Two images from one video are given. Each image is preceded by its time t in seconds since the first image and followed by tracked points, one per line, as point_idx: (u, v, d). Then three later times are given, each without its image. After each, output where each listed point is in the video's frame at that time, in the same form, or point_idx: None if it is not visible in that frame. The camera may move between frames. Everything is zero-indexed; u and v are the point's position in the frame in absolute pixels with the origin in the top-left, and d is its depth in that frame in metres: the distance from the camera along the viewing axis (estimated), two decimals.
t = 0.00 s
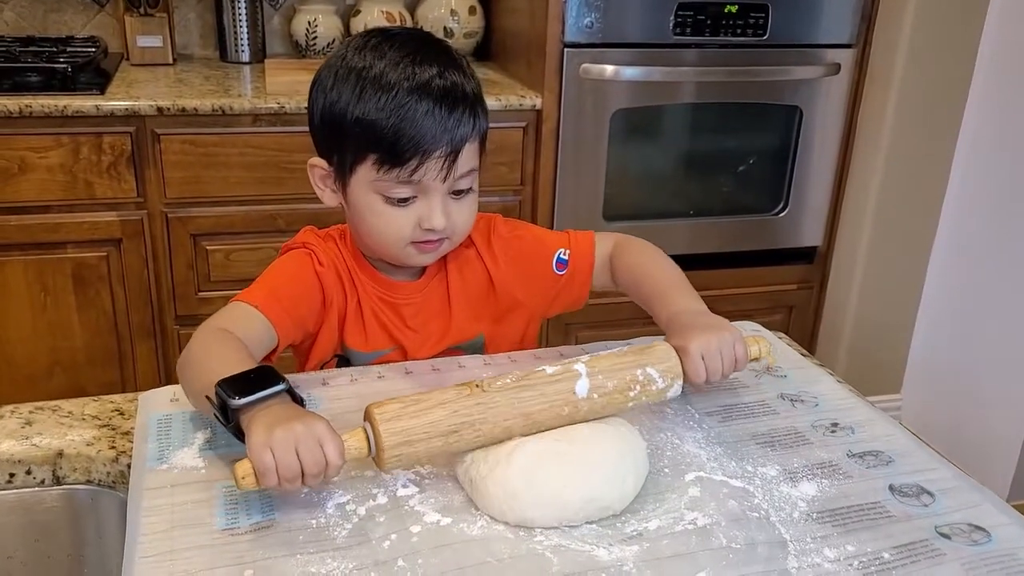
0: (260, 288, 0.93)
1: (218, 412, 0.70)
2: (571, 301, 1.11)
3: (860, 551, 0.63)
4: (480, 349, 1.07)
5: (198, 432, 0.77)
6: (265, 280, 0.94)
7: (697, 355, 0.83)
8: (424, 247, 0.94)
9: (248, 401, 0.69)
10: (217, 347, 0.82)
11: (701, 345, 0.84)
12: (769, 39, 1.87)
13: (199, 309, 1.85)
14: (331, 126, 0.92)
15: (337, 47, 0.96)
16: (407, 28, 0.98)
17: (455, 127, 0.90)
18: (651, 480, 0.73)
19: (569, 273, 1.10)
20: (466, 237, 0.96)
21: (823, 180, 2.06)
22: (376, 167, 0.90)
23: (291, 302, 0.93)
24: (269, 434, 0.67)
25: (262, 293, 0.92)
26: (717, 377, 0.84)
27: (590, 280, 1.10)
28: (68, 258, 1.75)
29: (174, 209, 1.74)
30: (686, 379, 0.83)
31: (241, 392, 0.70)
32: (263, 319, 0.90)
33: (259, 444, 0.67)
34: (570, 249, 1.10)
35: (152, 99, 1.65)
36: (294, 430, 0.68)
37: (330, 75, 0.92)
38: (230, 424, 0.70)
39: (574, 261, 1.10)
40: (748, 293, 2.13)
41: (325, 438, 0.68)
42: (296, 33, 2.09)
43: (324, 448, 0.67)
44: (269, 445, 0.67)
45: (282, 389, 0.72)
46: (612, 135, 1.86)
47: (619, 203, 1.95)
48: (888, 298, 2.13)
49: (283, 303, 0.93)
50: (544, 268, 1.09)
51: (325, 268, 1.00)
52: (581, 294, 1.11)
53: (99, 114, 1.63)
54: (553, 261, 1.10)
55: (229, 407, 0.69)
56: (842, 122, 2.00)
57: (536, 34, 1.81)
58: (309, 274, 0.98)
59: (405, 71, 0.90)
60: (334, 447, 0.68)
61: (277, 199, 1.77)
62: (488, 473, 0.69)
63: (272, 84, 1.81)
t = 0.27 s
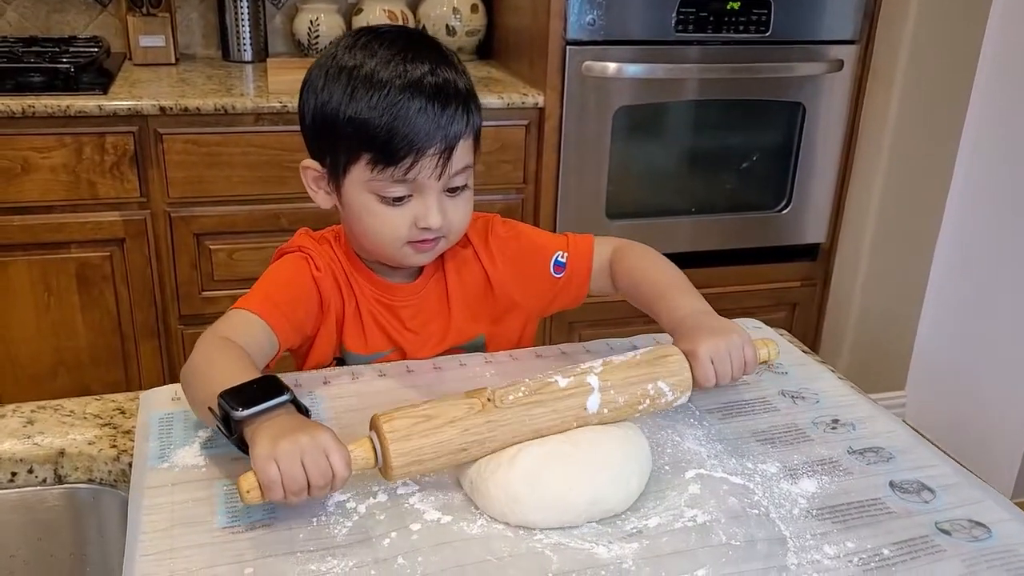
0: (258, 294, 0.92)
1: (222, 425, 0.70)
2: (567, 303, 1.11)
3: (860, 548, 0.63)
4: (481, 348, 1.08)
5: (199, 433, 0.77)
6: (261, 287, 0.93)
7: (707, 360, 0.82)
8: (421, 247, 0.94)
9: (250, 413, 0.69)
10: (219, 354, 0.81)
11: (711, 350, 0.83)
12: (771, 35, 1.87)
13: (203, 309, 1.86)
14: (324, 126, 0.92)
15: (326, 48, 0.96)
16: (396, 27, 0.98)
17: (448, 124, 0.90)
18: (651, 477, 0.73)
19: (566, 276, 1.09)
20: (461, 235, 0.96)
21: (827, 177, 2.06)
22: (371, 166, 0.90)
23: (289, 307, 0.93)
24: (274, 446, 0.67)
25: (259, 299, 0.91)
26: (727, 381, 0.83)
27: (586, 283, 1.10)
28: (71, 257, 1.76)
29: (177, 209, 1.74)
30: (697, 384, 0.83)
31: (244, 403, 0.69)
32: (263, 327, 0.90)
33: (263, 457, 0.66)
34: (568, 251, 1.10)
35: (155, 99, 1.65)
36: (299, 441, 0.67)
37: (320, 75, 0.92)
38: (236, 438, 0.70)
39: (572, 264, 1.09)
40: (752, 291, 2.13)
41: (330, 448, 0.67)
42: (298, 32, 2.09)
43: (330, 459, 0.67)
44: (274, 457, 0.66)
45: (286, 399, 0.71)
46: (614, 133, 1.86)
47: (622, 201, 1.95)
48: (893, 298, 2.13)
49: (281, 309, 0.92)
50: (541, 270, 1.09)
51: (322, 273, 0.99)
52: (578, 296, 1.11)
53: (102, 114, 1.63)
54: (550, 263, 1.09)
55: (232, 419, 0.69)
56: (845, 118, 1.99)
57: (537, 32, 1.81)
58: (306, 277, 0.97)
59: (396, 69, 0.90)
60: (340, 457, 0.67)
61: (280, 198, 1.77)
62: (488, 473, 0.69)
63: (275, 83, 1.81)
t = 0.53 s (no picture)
0: (256, 302, 0.93)
1: (223, 428, 0.71)
2: (560, 308, 1.12)
3: (858, 547, 0.64)
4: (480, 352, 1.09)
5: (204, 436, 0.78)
6: (259, 294, 0.94)
7: (700, 357, 0.84)
8: (417, 247, 0.94)
9: (250, 416, 0.70)
10: (222, 365, 0.82)
11: (704, 347, 0.84)
12: (770, 36, 1.88)
13: (207, 313, 1.87)
14: (317, 131, 0.93)
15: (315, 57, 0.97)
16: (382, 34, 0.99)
17: (438, 122, 0.91)
18: (651, 478, 0.73)
19: (558, 283, 1.10)
20: (457, 235, 0.97)
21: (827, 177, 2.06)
22: (364, 168, 0.91)
23: (288, 314, 0.93)
24: (275, 446, 0.68)
25: (256, 306, 0.92)
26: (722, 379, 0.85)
27: (578, 290, 1.11)
28: (76, 263, 1.77)
29: (181, 214, 1.75)
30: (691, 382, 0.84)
31: (243, 406, 0.70)
32: (262, 334, 0.90)
33: (264, 457, 0.67)
34: (561, 259, 1.11)
35: (158, 104, 1.66)
36: (298, 441, 0.68)
37: (310, 82, 0.93)
38: (235, 440, 0.71)
39: (564, 272, 1.10)
40: (753, 291, 2.13)
41: (329, 447, 0.68)
42: (299, 37, 2.10)
43: (330, 458, 0.68)
44: (275, 457, 0.67)
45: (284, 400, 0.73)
46: (615, 135, 1.86)
47: (623, 202, 1.95)
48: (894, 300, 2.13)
49: (279, 315, 0.93)
50: (533, 276, 1.10)
51: (321, 279, 1.00)
52: (570, 303, 1.12)
53: (105, 120, 1.64)
54: (543, 270, 1.11)
55: (232, 422, 0.70)
56: (845, 119, 2.00)
57: (538, 34, 1.82)
58: (305, 283, 0.98)
59: (385, 71, 0.91)
60: (339, 456, 0.68)
61: (283, 202, 1.78)
62: (490, 475, 0.69)
63: (277, 87, 1.82)
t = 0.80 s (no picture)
0: (261, 304, 0.92)
1: (227, 423, 0.71)
2: (573, 308, 1.12)
3: (866, 544, 0.64)
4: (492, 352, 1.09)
5: (211, 437, 0.78)
6: (266, 296, 0.94)
7: (704, 354, 0.84)
8: (425, 252, 0.95)
9: (256, 411, 0.70)
10: (224, 366, 0.82)
11: (709, 345, 0.84)
12: (771, 35, 1.88)
13: (210, 315, 1.87)
14: (325, 138, 0.93)
15: (324, 61, 0.97)
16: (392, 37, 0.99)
17: (444, 130, 0.91)
18: (658, 477, 0.74)
19: (571, 282, 1.10)
20: (466, 240, 0.97)
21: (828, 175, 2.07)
22: (371, 175, 0.91)
23: (293, 316, 0.94)
24: (282, 441, 0.68)
25: (262, 308, 0.92)
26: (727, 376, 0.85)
27: (590, 292, 1.10)
28: (78, 265, 1.77)
29: (183, 216, 1.75)
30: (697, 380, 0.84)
31: (248, 401, 0.71)
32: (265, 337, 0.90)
33: (271, 452, 0.68)
34: (574, 260, 1.10)
35: (160, 107, 1.66)
36: (305, 436, 0.69)
37: (318, 88, 0.93)
38: (240, 435, 0.71)
39: (577, 272, 1.10)
40: (755, 290, 2.13)
41: (337, 443, 0.69)
42: (300, 38, 2.10)
43: (337, 453, 0.69)
44: (282, 453, 0.68)
45: (287, 394, 0.73)
46: (616, 134, 1.87)
47: (625, 202, 1.96)
48: (895, 300, 2.12)
49: (285, 318, 0.93)
50: (546, 278, 1.10)
51: (328, 281, 1.00)
52: (582, 304, 1.11)
53: (107, 123, 1.64)
54: (556, 270, 1.10)
55: (237, 418, 0.70)
56: (846, 117, 2.00)
57: (539, 35, 1.82)
58: (311, 285, 0.98)
59: (391, 78, 0.91)
60: (347, 452, 0.69)
61: (285, 204, 1.78)
62: (498, 474, 0.69)
63: (278, 89, 1.82)
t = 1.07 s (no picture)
0: (279, 296, 0.93)
1: (237, 418, 0.71)
2: (570, 315, 1.11)
3: (868, 542, 0.63)
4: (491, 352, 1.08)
5: (209, 436, 0.77)
6: (281, 288, 0.94)
7: (720, 365, 0.81)
8: (419, 244, 0.94)
9: (264, 404, 0.70)
10: (247, 359, 0.82)
11: (722, 356, 0.82)
12: (770, 33, 1.87)
13: (207, 315, 1.86)
14: (323, 129, 0.93)
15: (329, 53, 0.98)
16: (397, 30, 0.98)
17: (438, 122, 0.90)
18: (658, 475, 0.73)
19: (570, 288, 1.09)
20: (462, 234, 0.96)
21: (826, 173, 2.06)
22: (364, 165, 0.91)
23: (310, 308, 0.94)
24: (287, 434, 0.68)
25: (278, 300, 0.92)
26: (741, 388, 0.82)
27: (590, 300, 1.09)
28: (75, 265, 1.76)
29: (180, 215, 1.74)
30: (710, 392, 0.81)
31: (257, 393, 0.71)
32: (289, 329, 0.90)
33: (277, 445, 0.67)
34: (574, 265, 1.09)
35: (156, 106, 1.66)
36: (312, 431, 0.68)
37: (319, 79, 0.94)
38: (249, 429, 0.71)
39: (576, 279, 1.09)
40: (754, 288, 2.13)
41: (345, 439, 0.68)
42: (297, 38, 2.10)
43: (345, 449, 0.67)
44: (289, 447, 0.67)
45: (300, 390, 0.73)
46: (615, 133, 1.86)
47: (624, 201, 1.95)
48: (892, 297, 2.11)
49: (304, 310, 0.93)
50: (545, 283, 1.09)
51: (339, 274, 1.00)
52: (581, 311, 1.10)
53: (103, 122, 1.64)
54: (554, 276, 1.09)
55: (247, 410, 0.70)
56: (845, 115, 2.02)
57: (537, 33, 1.82)
58: (324, 279, 0.98)
59: (388, 69, 0.91)
60: (355, 449, 0.67)
61: (282, 203, 1.78)
62: (498, 474, 0.69)
63: (275, 88, 1.81)
